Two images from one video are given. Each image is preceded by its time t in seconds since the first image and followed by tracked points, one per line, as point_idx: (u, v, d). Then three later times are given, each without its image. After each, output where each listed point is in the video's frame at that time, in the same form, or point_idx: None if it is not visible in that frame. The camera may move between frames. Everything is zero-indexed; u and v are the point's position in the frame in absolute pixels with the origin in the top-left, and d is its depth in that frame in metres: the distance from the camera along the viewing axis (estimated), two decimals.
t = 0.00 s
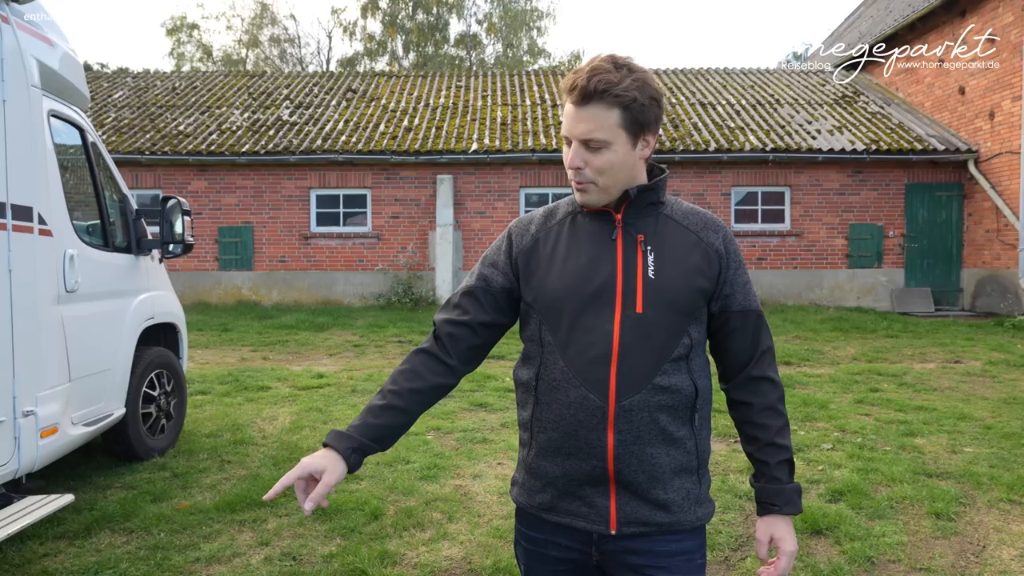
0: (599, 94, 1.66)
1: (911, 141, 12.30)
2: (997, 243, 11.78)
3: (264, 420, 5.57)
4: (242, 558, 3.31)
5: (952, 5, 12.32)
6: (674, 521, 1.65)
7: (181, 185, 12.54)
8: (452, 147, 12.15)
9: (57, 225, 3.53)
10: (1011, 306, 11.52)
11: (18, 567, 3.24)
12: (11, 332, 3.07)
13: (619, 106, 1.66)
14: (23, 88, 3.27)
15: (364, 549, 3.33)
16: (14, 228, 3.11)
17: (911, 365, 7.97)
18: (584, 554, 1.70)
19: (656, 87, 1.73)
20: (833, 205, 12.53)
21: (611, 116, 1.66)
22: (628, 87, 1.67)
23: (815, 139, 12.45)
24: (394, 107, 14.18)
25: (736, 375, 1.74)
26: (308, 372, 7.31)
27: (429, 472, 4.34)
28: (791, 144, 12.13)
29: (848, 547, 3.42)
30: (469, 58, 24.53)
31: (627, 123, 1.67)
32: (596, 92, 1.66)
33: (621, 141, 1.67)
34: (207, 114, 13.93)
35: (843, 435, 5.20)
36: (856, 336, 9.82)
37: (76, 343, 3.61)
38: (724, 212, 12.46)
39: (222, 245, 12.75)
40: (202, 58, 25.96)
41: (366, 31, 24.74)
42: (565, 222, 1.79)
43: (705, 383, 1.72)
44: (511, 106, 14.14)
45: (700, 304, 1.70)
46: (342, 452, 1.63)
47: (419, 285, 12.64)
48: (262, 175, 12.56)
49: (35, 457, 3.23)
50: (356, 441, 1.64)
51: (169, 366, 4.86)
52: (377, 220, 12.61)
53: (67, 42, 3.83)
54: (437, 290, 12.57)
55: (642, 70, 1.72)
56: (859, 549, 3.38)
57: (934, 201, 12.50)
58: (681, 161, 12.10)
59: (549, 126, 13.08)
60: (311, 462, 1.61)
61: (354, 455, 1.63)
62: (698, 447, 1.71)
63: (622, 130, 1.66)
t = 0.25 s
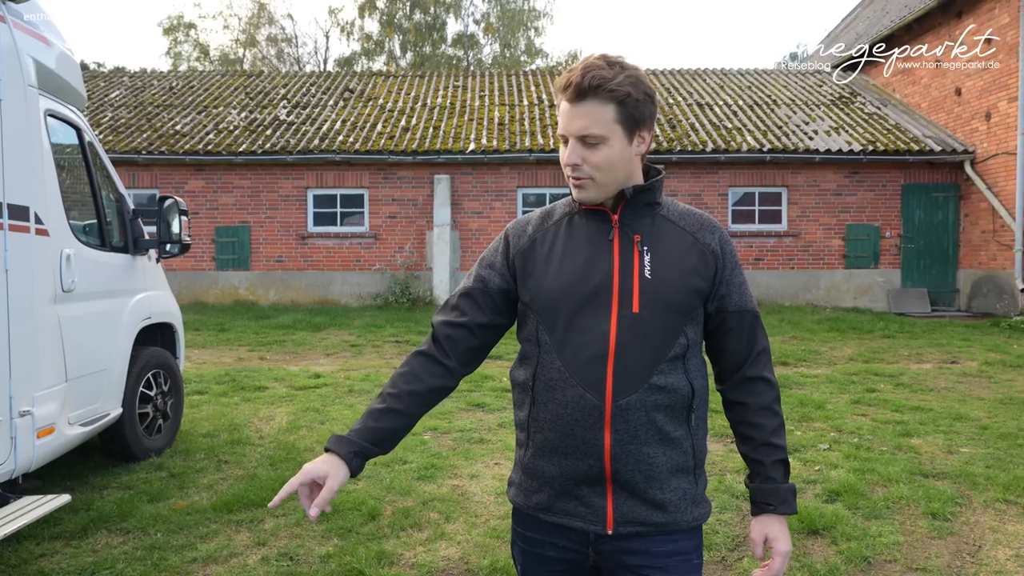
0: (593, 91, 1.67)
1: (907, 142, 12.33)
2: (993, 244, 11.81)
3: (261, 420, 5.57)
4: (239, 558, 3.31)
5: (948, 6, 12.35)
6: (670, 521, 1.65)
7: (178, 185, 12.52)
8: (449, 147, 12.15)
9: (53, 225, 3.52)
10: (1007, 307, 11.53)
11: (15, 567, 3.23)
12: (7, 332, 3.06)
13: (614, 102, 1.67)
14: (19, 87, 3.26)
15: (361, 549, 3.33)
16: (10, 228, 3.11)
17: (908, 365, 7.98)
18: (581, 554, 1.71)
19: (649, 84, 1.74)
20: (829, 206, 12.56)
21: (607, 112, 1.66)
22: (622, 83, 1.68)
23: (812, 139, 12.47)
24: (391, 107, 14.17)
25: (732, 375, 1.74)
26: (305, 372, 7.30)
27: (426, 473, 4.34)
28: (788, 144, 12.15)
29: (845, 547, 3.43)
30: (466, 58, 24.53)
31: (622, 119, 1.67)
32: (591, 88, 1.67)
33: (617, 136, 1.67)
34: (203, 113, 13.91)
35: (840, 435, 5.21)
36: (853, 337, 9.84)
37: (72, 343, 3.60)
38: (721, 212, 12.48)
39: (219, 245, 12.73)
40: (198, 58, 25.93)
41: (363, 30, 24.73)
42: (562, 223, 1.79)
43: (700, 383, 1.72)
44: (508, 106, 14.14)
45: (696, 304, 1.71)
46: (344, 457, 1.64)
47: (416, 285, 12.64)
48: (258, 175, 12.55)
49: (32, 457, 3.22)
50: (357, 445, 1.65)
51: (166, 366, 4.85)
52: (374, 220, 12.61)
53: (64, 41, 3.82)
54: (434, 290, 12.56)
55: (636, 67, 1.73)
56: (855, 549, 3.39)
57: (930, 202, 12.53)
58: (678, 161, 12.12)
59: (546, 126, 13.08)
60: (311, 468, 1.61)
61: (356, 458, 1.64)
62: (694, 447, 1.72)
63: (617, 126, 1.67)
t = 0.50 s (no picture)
0: (591, 90, 1.68)
1: (904, 141, 12.36)
2: (989, 243, 11.84)
3: (258, 422, 5.56)
4: (237, 561, 3.31)
5: (944, 6, 12.38)
6: (669, 523, 1.66)
7: (175, 186, 12.50)
8: (446, 148, 12.15)
9: (50, 227, 3.52)
10: (1004, 306, 11.55)
11: (12, 570, 3.23)
12: (4, 334, 3.05)
13: (611, 102, 1.68)
14: (15, 90, 3.25)
15: (359, 552, 3.32)
16: (6, 231, 3.10)
17: (905, 365, 8.00)
18: (579, 557, 1.71)
19: (646, 84, 1.74)
20: (827, 206, 12.58)
21: (604, 112, 1.67)
22: (618, 83, 1.69)
23: (809, 139, 12.49)
24: (388, 108, 14.17)
25: (728, 378, 1.75)
26: (303, 374, 7.30)
27: (424, 474, 4.34)
28: (785, 144, 12.17)
29: (842, 547, 3.44)
30: (464, 59, 24.53)
31: (619, 119, 1.68)
32: (589, 89, 1.68)
33: (615, 136, 1.68)
34: (201, 115, 13.89)
35: (837, 435, 5.22)
36: (850, 337, 9.85)
37: (69, 345, 3.59)
38: (718, 213, 12.49)
39: (216, 246, 12.72)
40: (196, 59, 25.90)
41: (361, 31, 24.72)
42: (559, 226, 1.80)
43: (698, 386, 1.72)
44: (505, 106, 14.14)
45: (694, 307, 1.71)
46: (346, 467, 1.65)
47: (414, 286, 12.63)
48: (256, 176, 12.54)
49: (30, 460, 3.22)
50: (358, 455, 1.66)
51: (164, 368, 4.85)
52: (372, 221, 12.60)
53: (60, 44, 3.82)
54: (432, 291, 12.56)
55: (633, 69, 1.74)
56: (853, 549, 3.40)
57: (927, 202, 12.56)
58: (676, 162, 12.14)
59: (543, 127, 13.08)
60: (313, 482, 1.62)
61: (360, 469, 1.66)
62: (692, 450, 1.72)
63: (615, 126, 1.68)
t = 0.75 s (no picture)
0: (586, 92, 1.69)
1: (900, 141, 12.38)
2: (986, 243, 11.86)
3: (256, 422, 5.56)
4: (234, 561, 3.31)
5: (941, 6, 12.41)
6: (665, 523, 1.66)
7: (172, 187, 12.48)
8: (444, 148, 12.14)
9: (46, 228, 3.51)
10: (1001, 305, 11.57)
11: (9, 571, 3.22)
12: None
13: (606, 103, 1.68)
14: (11, 90, 3.25)
15: (356, 552, 3.32)
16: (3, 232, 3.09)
17: (902, 364, 8.01)
18: (576, 557, 1.71)
19: (640, 85, 1.75)
20: (823, 206, 12.60)
21: (598, 113, 1.68)
22: (613, 84, 1.70)
23: (806, 139, 12.51)
24: (385, 108, 14.16)
25: (723, 378, 1.75)
26: (300, 374, 7.29)
27: (422, 474, 4.34)
28: (782, 144, 12.19)
29: (839, 546, 3.44)
30: (461, 59, 24.52)
31: (614, 120, 1.69)
32: (583, 90, 1.69)
33: (610, 138, 1.68)
34: (198, 115, 13.87)
35: (834, 435, 5.23)
36: (847, 336, 9.86)
37: (66, 346, 3.58)
38: (716, 213, 12.50)
39: (213, 247, 12.70)
40: (192, 59, 25.88)
41: (358, 31, 24.72)
42: (555, 226, 1.80)
43: (694, 386, 1.73)
44: (503, 107, 14.14)
45: (689, 308, 1.72)
46: (345, 469, 1.65)
47: (411, 286, 12.63)
48: (253, 177, 12.53)
49: (26, 461, 3.21)
50: (357, 457, 1.66)
51: (161, 369, 4.85)
52: (369, 222, 12.60)
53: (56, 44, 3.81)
54: (429, 291, 12.55)
55: (626, 70, 1.75)
56: (849, 548, 3.41)
57: (924, 201, 12.58)
58: (673, 162, 12.15)
59: (541, 127, 13.09)
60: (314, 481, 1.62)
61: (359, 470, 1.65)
62: (688, 450, 1.72)
63: (610, 127, 1.68)
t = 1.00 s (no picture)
0: (582, 93, 1.69)
1: (897, 142, 12.41)
2: (983, 243, 11.89)
3: (254, 423, 5.56)
4: (233, 561, 3.31)
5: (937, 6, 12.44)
6: (663, 523, 1.67)
7: (170, 187, 12.46)
8: (441, 148, 12.14)
9: (45, 229, 3.51)
10: (998, 305, 11.60)
11: (8, 572, 3.22)
12: None
13: (603, 104, 1.69)
14: (9, 90, 3.25)
15: (355, 552, 3.33)
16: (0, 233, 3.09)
17: (899, 364, 8.03)
18: (574, 556, 1.72)
19: (636, 86, 1.76)
20: (821, 206, 12.63)
21: (595, 114, 1.68)
22: (609, 85, 1.70)
23: (804, 140, 12.54)
24: (383, 109, 14.16)
25: (721, 378, 1.76)
26: (298, 375, 7.28)
27: (420, 475, 4.34)
28: (779, 145, 12.22)
29: (837, 546, 3.46)
30: (458, 59, 24.51)
31: (611, 121, 1.69)
32: (580, 92, 1.70)
33: (607, 138, 1.69)
34: (195, 116, 13.86)
35: (832, 434, 5.24)
36: (844, 336, 9.88)
37: (64, 347, 3.58)
38: (713, 213, 12.52)
39: (211, 247, 12.69)
40: (190, 60, 25.86)
41: (355, 32, 24.71)
42: (553, 226, 1.81)
43: (692, 386, 1.73)
44: (501, 107, 14.15)
45: (687, 308, 1.72)
46: (352, 474, 1.66)
47: (409, 287, 12.62)
48: (251, 177, 12.53)
49: (25, 462, 3.21)
50: (363, 461, 1.66)
51: (159, 369, 4.85)
52: (367, 222, 12.60)
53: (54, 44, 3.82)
54: (427, 291, 12.55)
55: (623, 71, 1.75)
56: (847, 548, 3.42)
57: (921, 202, 12.62)
58: (670, 162, 12.17)
59: (538, 128, 13.10)
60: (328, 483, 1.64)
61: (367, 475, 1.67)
62: (686, 448, 1.73)
63: (607, 127, 1.69)
